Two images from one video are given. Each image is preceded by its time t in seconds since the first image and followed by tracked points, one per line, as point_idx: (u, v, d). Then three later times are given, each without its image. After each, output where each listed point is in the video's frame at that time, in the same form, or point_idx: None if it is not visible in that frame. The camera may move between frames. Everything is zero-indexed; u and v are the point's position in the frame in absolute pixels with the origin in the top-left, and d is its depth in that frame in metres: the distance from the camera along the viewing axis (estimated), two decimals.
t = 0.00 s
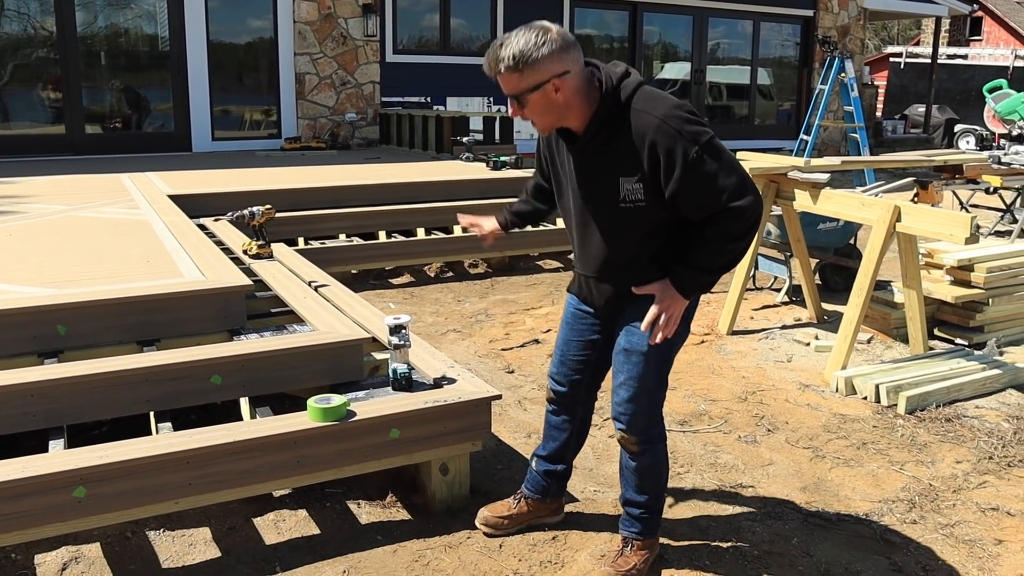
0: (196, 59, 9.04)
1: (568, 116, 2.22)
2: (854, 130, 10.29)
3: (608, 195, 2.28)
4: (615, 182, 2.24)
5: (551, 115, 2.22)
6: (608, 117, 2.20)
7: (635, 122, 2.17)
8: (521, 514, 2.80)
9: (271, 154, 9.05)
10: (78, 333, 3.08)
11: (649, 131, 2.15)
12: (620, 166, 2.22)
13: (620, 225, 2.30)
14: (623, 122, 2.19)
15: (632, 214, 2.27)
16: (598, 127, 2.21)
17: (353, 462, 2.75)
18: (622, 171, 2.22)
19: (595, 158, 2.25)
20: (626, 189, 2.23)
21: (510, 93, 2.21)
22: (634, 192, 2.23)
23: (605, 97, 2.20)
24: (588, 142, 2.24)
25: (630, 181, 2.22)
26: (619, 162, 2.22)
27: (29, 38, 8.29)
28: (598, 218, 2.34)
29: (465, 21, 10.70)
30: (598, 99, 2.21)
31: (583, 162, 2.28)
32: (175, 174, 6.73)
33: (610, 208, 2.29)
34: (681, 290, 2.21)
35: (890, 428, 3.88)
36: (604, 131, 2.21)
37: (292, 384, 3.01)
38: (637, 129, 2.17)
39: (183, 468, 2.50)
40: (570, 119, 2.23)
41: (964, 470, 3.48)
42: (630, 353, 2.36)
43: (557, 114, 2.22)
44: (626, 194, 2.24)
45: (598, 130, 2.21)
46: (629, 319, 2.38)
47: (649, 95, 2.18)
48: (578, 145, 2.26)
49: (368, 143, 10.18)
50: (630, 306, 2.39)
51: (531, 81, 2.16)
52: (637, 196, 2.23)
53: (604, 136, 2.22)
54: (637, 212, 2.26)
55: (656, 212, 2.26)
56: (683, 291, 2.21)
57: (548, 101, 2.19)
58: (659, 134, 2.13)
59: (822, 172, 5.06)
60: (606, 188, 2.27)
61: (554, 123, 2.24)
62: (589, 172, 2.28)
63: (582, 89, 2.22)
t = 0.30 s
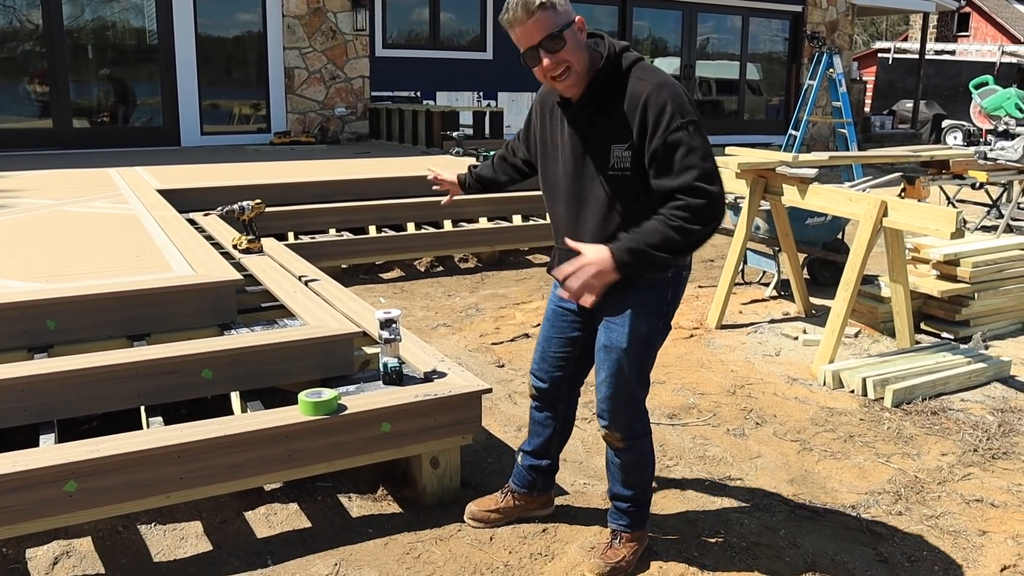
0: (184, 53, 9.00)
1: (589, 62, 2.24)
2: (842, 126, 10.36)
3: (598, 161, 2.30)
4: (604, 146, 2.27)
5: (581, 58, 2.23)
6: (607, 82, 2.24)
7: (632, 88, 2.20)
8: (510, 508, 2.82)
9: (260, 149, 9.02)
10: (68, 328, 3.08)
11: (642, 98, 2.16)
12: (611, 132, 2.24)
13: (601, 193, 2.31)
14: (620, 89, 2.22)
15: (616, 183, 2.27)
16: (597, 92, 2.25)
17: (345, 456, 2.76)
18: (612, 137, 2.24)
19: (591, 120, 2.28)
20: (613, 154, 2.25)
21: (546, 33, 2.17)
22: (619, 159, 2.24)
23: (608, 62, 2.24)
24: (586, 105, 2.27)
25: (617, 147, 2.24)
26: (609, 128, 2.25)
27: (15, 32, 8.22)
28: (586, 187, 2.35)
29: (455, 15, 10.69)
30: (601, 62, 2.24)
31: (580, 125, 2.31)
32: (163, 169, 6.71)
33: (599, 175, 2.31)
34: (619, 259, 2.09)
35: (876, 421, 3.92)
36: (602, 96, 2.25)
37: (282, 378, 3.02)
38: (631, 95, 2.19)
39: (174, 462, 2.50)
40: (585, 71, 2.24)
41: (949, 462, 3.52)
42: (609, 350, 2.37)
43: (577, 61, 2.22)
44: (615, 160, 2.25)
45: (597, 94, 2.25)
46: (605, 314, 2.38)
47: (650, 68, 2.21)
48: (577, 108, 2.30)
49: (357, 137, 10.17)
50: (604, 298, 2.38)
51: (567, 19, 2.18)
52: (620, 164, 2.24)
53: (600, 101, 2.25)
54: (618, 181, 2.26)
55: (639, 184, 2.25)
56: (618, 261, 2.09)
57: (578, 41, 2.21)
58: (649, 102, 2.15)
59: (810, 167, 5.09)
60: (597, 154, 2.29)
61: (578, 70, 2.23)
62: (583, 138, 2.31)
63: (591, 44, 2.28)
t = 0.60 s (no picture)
0: (182, 49, 8.99)
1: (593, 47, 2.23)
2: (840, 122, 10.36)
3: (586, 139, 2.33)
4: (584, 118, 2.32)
5: (587, 43, 2.22)
6: (605, 65, 2.24)
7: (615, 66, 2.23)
8: (507, 504, 2.83)
9: (259, 145, 9.02)
10: (66, 325, 3.09)
11: (619, 72, 2.19)
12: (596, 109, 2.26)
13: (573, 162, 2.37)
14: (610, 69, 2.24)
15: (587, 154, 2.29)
16: (593, 73, 2.25)
17: (343, 452, 2.77)
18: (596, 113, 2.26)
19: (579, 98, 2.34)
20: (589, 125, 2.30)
21: (555, 16, 2.14)
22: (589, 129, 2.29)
23: (610, 46, 2.25)
24: (582, 87, 2.28)
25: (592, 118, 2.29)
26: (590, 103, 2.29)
27: (14, 28, 8.21)
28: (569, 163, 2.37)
29: (454, 12, 10.69)
30: (602, 46, 2.25)
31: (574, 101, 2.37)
32: (162, 165, 6.70)
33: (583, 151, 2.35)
34: (463, 172, 2.16)
35: (874, 418, 3.93)
36: (597, 77, 2.26)
37: (281, 374, 3.03)
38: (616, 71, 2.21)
39: (172, 458, 2.51)
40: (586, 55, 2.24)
41: (945, 459, 3.53)
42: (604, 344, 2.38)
43: (580, 45, 2.21)
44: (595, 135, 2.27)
45: (593, 77, 2.25)
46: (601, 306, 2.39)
47: (645, 54, 2.22)
48: (576, 91, 2.30)
49: (356, 134, 10.16)
50: (598, 289, 2.38)
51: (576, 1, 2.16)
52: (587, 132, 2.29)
53: (594, 81, 2.26)
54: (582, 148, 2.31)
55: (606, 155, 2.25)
56: (462, 173, 2.16)
57: (585, 26, 2.20)
58: (623, 73, 2.17)
59: (808, 164, 5.10)
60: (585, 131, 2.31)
61: (582, 54, 2.22)
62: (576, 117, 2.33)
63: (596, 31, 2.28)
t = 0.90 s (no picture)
0: (184, 48, 8.99)
1: (571, 46, 2.25)
2: (841, 120, 10.35)
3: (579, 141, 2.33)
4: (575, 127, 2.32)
5: (565, 40, 2.23)
6: (584, 62, 2.25)
7: (595, 66, 2.22)
8: (508, 501, 2.84)
9: (261, 144, 9.02)
10: (67, 323, 3.09)
11: (601, 75, 2.18)
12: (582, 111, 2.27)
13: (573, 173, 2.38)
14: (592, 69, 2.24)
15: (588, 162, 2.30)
16: (574, 73, 2.26)
17: (344, 450, 2.78)
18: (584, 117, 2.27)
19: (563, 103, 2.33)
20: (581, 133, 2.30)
21: (531, 15, 2.16)
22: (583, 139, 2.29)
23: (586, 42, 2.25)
24: (565, 88, 2.30)
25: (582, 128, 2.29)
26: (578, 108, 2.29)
27: (15, 26, 8.21)
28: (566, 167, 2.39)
29: (455, 10, 10.70)
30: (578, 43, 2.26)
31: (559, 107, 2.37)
32: (163, 164, 6.71)
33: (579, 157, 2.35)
34: (521, 237, 2.26)
35: (874, 416, 3.94)
36: (579, 77, 2.26)
37: (282, 372, 3.04)
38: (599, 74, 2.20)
39: (174, 456, 2.52)
40: (564, 54, 2.26)
41: (946, 457, 3.53)
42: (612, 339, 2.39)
43: (557, 45, 2.23)
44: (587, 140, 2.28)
45: (574, 76, 2.27)
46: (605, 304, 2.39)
47: (622, 46, 2.21)
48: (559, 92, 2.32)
49: (357, 132, 10.15)
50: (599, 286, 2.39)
51: None
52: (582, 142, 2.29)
53: (577, 82, 2.27)
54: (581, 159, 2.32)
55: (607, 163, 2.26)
56: (522, 242, 2.25)
57: (562, 24, 2.21)
58: (606, 76, 2.17)
59: (810, 162, 5.09)
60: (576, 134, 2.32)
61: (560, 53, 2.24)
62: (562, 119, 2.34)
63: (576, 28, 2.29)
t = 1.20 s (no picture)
0: (182, 46, 8.98)
1: (547, 53, 2.27)
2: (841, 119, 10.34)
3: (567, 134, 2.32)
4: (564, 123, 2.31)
5: (529, 57, 2.26)
6: (571, 56, 2.25)
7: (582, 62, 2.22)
8: (509, 500, 2.83)
9: (260, 142, 9.01)
10: (66, 322, 3.08)
11: (588, 71, 2.17)
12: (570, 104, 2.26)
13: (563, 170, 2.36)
14: (580, 61, 2.23)
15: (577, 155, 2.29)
16: (561, 68, 2.26)
17: (344, 449, 2.77)
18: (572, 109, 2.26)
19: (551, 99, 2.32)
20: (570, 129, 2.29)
21: (489, 38, 2.23)
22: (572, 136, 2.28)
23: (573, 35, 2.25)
24: (552, 81, 2.29)
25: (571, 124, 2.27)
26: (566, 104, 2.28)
27: (14, 25, 8.19)
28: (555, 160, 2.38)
29: (454, 8, 10.68)
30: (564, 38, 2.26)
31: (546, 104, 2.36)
32: (162, 162, 6.69)
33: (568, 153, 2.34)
34: (519, 230, 2.27)
35: (875, 414, 3.93)
36: (567, 70, 2.26)
37: (282, 371, 3.03)
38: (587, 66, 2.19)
39: (174, 455, 2.51)
40: (546, 52, 2.27)
41: (947, 456, 3.53)
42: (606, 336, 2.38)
43: (533, 48, 2.24)
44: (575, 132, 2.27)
45: (562, 70, 2.27)
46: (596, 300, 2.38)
47: (607, 41, 2.20)
48: (546, 86, 2.32)
49: (357, 130, 10.13)
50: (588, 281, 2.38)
51: (507, 24, 2.21)
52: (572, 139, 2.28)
53: (565, 75, 2.27)
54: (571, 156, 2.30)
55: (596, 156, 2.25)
56: (520, 233, 2.27)
57: (532, 35, 2.23)
58: (594, 71, 2.16)
59: (810, 160, 5.08)
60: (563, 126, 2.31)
61: (530, 64, 2.28)
62: (551, 113, 2.33)
63: (559, 27, 2.29)
